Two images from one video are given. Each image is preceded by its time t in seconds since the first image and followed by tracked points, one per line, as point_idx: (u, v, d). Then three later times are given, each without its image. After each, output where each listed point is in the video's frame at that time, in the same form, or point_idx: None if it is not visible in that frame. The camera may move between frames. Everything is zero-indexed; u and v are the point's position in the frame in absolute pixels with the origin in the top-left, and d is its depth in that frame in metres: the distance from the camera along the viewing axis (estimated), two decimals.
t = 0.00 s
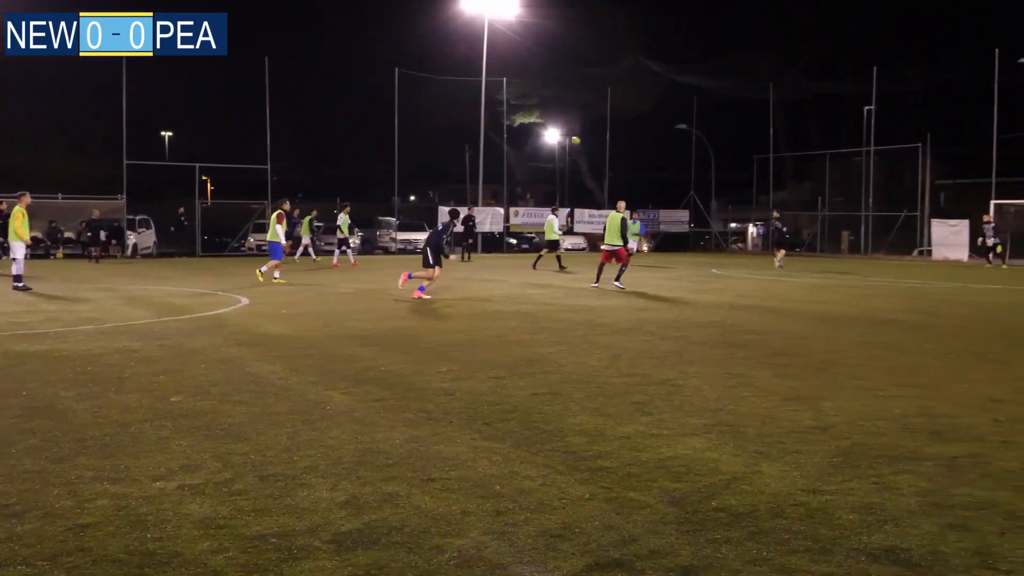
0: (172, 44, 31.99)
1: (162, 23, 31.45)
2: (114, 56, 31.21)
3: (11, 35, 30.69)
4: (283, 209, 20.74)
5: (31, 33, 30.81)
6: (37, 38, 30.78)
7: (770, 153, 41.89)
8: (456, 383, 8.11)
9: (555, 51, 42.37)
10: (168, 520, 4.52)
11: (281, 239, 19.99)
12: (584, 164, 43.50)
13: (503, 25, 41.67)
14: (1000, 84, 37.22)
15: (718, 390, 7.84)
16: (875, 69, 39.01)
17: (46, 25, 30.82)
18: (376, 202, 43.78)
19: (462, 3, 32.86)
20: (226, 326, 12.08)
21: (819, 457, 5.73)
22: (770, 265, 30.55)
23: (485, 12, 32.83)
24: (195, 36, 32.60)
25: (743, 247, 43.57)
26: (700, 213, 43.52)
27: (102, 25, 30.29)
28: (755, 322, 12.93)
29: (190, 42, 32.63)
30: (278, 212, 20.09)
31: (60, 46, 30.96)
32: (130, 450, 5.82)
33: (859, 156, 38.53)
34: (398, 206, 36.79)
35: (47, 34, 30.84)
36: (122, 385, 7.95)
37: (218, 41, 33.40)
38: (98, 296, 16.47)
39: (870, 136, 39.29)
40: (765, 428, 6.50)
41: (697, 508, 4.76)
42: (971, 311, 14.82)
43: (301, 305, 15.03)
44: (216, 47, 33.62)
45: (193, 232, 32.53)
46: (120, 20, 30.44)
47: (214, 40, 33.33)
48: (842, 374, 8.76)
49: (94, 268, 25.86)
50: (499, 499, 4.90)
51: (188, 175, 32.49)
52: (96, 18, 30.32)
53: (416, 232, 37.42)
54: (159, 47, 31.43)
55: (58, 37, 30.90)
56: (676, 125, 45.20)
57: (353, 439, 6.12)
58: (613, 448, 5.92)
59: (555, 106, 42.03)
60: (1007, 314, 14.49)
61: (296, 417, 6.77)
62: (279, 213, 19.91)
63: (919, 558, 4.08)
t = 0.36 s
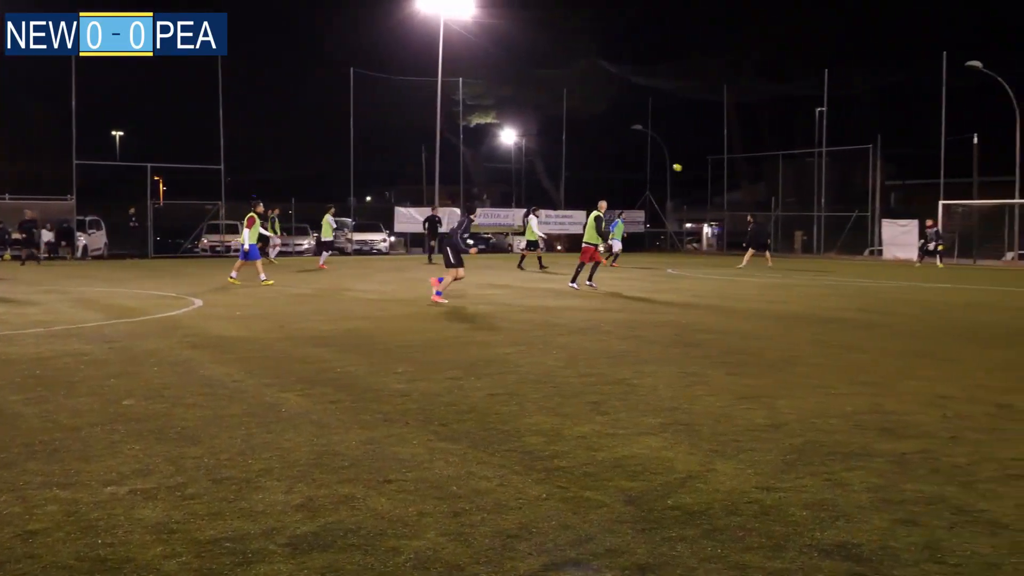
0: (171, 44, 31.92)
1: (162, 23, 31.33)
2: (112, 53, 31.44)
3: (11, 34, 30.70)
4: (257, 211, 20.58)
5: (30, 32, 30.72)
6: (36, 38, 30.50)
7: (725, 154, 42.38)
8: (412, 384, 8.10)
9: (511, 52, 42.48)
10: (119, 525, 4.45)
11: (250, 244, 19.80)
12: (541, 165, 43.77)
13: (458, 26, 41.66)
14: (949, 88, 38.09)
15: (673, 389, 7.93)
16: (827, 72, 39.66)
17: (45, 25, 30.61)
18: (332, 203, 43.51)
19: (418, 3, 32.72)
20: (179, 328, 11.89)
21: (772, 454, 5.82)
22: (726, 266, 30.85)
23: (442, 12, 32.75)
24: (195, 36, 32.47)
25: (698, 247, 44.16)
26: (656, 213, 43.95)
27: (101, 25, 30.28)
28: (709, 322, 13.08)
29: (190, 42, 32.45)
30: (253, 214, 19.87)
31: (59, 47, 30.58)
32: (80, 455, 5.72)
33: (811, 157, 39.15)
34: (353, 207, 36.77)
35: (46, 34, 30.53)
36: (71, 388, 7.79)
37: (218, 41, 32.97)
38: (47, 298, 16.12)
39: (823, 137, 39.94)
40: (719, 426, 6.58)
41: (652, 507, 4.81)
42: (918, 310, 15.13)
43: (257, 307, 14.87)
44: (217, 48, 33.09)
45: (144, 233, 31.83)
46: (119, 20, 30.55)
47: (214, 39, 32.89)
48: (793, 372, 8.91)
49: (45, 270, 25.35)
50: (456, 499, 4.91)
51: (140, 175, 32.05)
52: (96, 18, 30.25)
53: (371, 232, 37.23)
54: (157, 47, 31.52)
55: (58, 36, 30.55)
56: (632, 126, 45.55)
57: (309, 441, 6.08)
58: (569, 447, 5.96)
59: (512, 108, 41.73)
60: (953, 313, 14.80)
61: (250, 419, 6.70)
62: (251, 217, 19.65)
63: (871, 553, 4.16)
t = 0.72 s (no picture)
0: (171, 44, 32.86)
1: (162, 24, 32.60)
2: (113, 53, 32.60)
3: (11, 34, 30.93)
4: (236, 209, 20.34)
5: (30, 32, 31.29)
6: (37, 38, 31.29)
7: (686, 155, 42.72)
8: (374, 385, 8.08)
9: (470, 53, 42.97)
10: (76, 530, 4.39)
11: (230, 243, 19.60)
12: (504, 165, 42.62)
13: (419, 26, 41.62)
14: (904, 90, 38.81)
15: (634, 388, 8.01)
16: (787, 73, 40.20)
17: (46, 25, 31.60)
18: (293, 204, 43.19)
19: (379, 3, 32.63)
20: (137, 330, 11.75)
21: (732, 453, 5.89)
22: (686, 266, 31.17)
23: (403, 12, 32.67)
24: (195, 36, 33.63)
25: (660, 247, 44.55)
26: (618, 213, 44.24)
27: (102, 25, 31.57)
28: (670, 321, 13.19)
29: (190, 41, 33.47)
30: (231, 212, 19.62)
31: (60, 46, 32.03)
32: (35, 459, 5.63)
33: (771, 158, 39.65)
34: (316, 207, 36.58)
35: (46, 34, 31.60)
36: (25, 392, 7.67)
37: (218, 41, 34.80)
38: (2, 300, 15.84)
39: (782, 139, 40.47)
40: (680, 425, 6.65)
41: (614, 506, 4.86)
42: (873, 309, 15.40)
43: (217, 308, 14.73)
44: (216, 47, 34.97)
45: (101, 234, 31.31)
46: (119, 21, 31.70)
47: (214, 40, 34.63)
48: (753, 371, 9.02)
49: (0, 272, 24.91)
50: (420, 501, 4.91)
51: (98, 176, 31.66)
52: (96, 18, 31.55)
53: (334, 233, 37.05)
54: (158, 46, 32.59)
55: (58, 37, 31.89)
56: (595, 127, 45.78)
57: (270, 443, 6.04)
58: (532, 447, 5.99)
59: (473, 107, 42.25)
60: (908, 311, 15.06)
61: (211, 422, 6.65)
62: (230, 215, 19.43)
63: (828, 549, 4.24)
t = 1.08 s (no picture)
0: (170, 44, 32.83)
1: (161, 23, 32.10)
2: (111, 52, 32.13)
3: (12, 35, 30.83)
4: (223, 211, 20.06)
5: (30, 33, 31.19)
6: (37, 39, 31.48)
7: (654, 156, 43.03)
8: (342, 386, 8.05)
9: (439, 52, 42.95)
10: (40, 534, 4.34)
11: (213, 244, 19.40)
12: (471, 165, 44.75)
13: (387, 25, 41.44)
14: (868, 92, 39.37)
15: (602, 388, 8.06)
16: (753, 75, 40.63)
17: (46, 25, 31.24)
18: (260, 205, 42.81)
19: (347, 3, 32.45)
20: (101, 332, 11.60)
21: (699, 452, 5.95)
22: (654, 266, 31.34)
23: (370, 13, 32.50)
24: (194, 35, 33.57)
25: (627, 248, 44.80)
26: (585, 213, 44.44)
27: (102, 25, 30.93)
28: (639, 321, 13.25)
29: (189, 39, 33.44)
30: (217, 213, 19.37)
31: (60, 46, 31.95)
32: None
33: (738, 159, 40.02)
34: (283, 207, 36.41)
35: (46, 34, 31.61)
36: None
37: (216, 40, 35.76)
38: None
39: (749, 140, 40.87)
40: (648, 424, 6.70)
41: (583, 505, 4.89)
42: (838, 308, 15.59)
43: (182, 309, 14.57)
44: (215, 46, 36.23)
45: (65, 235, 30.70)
46: (119, 20, 31.35)
47: (213, 40, 35.64)
48: (719, 370, 9.12)
49: None
50: (388, 502, 4.90)
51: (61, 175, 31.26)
52: (96, 18, 31.02)
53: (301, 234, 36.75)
54: (158, 47, 32.63)
55: (58, 37, 31.72)
56: (563, 128, 45.88)
57: (236, 445, 6.00)
58: (501, 447, 6.01)
59: (442, 107, 42.33)
60: (873, 311, 15.24)
61: (177, 424, 6.59)
62: (212, 216, 19.19)
63: (794, 546, 4.30)
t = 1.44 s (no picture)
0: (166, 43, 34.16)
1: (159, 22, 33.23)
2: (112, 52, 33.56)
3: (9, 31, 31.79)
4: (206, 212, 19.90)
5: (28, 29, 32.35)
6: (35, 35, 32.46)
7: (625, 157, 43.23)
8: (312, 387, 8.01)
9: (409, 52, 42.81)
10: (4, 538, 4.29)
11: (200, 243, 19.19)
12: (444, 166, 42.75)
13: (357, 25, 41.34)
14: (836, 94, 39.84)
15: (573, 387, 8.11)
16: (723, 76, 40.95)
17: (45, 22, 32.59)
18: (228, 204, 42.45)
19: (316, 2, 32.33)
20: (67, 333, 11.46)
21: (670, 451, 5.99)
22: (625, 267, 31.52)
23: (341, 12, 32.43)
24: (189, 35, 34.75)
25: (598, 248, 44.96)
26: (557, 215, 44.54)
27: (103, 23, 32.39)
28: (611, 321, 13.30)
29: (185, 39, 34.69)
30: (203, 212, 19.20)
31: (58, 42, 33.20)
32: None
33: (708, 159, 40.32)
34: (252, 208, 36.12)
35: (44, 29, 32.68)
36: None
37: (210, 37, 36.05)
38: None
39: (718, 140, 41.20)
40: (620, 424, 6.75)
41: (554, 505, 4.91)
42: (805, 308, 15.77)
43: (150, 310, 14.42)
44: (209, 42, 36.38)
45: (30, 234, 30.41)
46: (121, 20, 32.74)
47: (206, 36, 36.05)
48: (690, 369, 9.20)
49: None
50: (359, 503, 4.89)
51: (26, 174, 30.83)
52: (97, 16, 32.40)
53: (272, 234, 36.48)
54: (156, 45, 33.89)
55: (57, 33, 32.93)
56: (534, 128, 45.97)
57: (205, 447, 5.95)
58: (473, 447, 6.02)
59: (413, 107, 42.27)
60: (842, 310, 15.41)
61: (145, 426, 6.53)
62: (199, 216, 18.93)
63: (762, 544, 4.36)
